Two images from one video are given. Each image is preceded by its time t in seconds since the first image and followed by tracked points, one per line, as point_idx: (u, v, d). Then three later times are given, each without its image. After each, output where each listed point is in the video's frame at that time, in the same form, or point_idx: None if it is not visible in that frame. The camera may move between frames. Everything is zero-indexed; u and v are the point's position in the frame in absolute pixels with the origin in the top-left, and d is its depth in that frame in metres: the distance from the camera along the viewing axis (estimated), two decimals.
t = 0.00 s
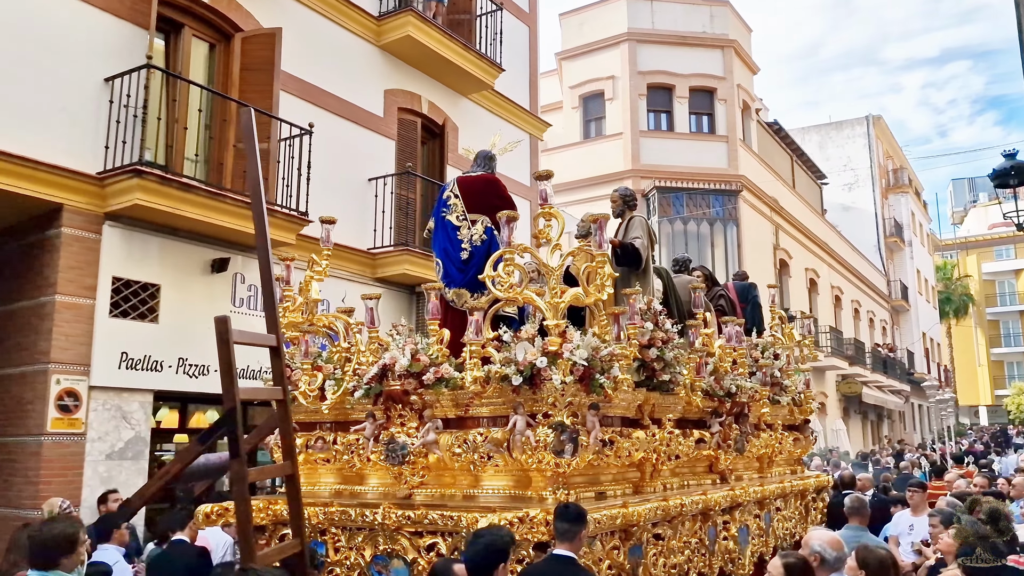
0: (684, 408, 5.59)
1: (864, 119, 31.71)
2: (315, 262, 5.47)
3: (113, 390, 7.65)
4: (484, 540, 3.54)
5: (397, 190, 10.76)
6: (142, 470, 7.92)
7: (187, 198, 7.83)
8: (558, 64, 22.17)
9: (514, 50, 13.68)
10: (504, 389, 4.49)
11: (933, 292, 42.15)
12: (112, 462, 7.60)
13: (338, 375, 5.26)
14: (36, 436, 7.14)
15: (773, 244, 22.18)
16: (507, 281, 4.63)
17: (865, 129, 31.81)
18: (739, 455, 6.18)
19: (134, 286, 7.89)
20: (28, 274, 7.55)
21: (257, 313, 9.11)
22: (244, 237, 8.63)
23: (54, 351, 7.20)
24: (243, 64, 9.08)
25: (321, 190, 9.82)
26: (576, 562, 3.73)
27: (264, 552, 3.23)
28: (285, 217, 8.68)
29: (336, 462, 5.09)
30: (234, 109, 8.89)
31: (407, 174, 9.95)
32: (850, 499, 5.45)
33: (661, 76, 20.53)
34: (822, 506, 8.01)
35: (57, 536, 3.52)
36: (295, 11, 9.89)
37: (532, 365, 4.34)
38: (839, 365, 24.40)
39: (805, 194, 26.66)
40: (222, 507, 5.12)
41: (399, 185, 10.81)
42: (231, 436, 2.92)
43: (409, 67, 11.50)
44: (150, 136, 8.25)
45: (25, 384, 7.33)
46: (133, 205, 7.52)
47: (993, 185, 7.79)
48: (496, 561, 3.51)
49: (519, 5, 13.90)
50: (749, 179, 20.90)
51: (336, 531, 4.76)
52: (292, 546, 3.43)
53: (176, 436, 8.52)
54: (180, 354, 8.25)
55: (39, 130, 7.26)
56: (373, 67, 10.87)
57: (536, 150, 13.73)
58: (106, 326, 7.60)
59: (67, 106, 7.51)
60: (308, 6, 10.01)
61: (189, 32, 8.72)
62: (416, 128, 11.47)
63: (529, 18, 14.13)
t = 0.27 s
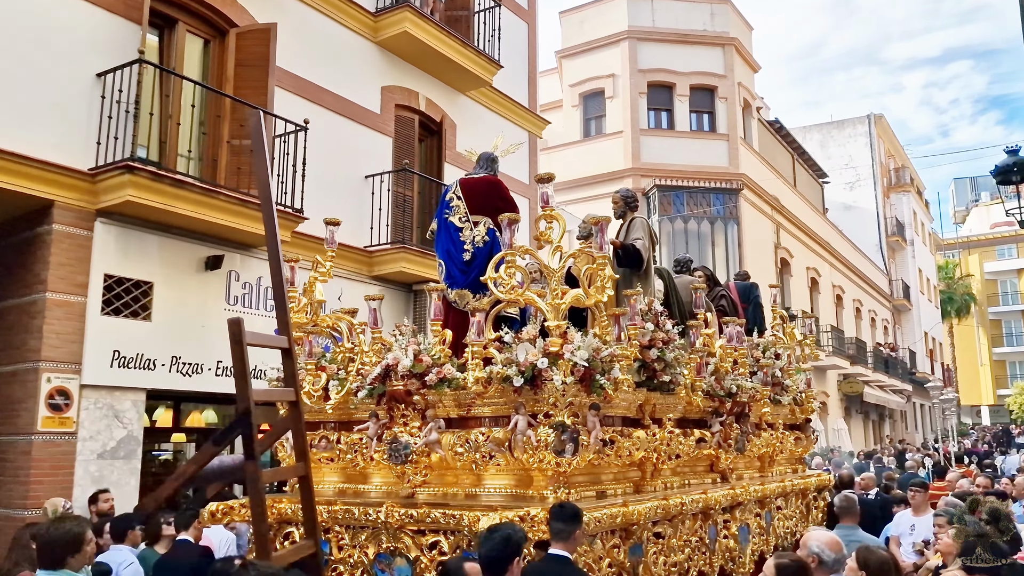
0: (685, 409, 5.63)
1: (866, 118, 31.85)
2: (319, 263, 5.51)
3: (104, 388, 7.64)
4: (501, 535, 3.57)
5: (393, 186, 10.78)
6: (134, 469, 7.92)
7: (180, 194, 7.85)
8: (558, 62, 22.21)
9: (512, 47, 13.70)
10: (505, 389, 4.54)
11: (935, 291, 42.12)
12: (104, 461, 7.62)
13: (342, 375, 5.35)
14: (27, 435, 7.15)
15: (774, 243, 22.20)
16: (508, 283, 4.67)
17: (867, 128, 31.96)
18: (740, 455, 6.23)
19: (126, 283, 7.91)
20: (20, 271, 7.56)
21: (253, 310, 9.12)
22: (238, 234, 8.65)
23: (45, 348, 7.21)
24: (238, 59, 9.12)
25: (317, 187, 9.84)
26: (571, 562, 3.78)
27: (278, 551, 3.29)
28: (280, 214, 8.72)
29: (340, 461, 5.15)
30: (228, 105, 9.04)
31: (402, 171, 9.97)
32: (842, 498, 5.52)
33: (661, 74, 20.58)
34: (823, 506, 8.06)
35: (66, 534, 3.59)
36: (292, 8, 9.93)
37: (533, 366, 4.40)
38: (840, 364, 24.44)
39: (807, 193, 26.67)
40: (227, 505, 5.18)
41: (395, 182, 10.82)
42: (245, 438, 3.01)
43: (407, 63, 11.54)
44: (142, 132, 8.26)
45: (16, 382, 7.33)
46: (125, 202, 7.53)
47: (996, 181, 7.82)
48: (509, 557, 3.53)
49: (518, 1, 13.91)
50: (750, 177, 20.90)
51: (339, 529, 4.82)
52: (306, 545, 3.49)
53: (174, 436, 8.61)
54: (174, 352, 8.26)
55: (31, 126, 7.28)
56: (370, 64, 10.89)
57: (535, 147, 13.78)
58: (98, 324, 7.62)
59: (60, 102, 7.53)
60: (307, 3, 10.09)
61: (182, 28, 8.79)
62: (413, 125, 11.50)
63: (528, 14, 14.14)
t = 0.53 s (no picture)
0: (681, 406, 5.66)
1: (867, 116, 31.80)
2: (318, 263, 5.57)
3: (91, 386, 7.65)
4: (496, 533, 3.67)
5: (387, 184, 10.87)
6: (122, 469, 7.93)
7: (169, 191, 7.87)
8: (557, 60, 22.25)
9: (509, 43, 13.72)
10: (501, 385, 4.59)
11: (936, 290, 42.11)
12: (91, 460, 7.64)
13: (340, 373, 5.36)
14: (13, 434, 7.15)
15: (774, 242, 22.24)
16: (504, 281, 4.71)
17: (868, 126, 31.92)
18: (737, 452, 6.26)
19: (115, 280, 7.92)
20: (7, 267, 7.56)
21: (244, 308, 9.14)
22: (227, 231, 8.67)
23: (30, 347, 7.22)
24: (229, 54, 9.16)
25: (310, 184, 9.86)
26: (563, 558, 3.82)
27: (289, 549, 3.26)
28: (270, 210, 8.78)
29: (338, 458, 5.19)
30: (218, 100, 9.06)
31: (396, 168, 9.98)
32: (829, 494, 5.57)
33: (660, 71, 20.62)
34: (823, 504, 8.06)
35: (62, 530, 3.65)
36: (287, 5, 9.98)
37: (528, 363, 4.45)
38: (839, 363, 24.47)
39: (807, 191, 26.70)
40: (226, 503, 5.21)
41: (390, 179, 10.96)
42: (257, 433, 3.07)
43: (402, 59, 11.59)
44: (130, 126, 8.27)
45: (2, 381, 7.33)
46: (113, 197, 7.55)
47: (996, 177, 7.84)
48: (505, 554, 3.62)
49: None
50: (750, 175, 20.91)
51: (338, 526, 4.86)
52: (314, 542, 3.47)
53: (169, 434, 8.72)
54: (163, 350, 8.27)
55: (19, 121, 7.30)
56: (364, 60, 10.93)
57: (533, 144, 13.83)
58: (86, 321, 7.63)
59: (48, 96, 7.55)
60: None
61: (173, 22, 8.78)
62: (408, 121, 11.58)
63: (525, 11, 14.16)
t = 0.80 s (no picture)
0: (681, 407, 5.66)
1: (868, 114, 31.71)
2: (317, 266, 5.57)
3: (77, 386, 7.63)
4: (482, 533, 3.63)
5: (382, 181, 10.88)
6: (110, 470, 7.91)
7: (157, 188, 7.84)
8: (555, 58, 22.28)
9: (504, 40, 13.70)
10: (499, 387, 4.60)
11: (937, 289, 42.10)
12: (78, 462, 7.62)
13: (339, 376, 5.38)
14: None
15: (774, 240, 22.24)
16: (501, 284, 4.72)
17: (868, 125, 31.79)
18: (737, 453, 6.26)
19: (102, 279, 7.90)
20: None
21: (235, 307, 9.13)
22: (217, 228, 8.64)
23: (15, 347, 7.19)
24: (219, 50, 9.19)
25: (304, 181, 9.87)
26: (564, 560, 3.83)
27: (294, 551, 3.26)
28: (260, 208, 8.75)
29: (338, 461, 5.19)
30: (209, 97, 9.07)
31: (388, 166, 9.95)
32: (825, 495, 5.55)
33: (660, 69, 20.59)
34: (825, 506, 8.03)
35: (57, 528, 3.65)
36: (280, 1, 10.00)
37: (526, 365, 4.47)
38: (839, 363, 24.46)
39: (807, 190, 26.68)
40: (227, 505, 5.27)
41: (385, 176, 10.97)
42: (265, 431, 3.07)
43: (397, 56, 11.60)
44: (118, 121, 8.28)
45: None
46: (99, 194, 7.52)
47: (996, 174, 7.84)
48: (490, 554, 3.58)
49: None
50: (750, 174, 20.90)
51: (338, 528, 4.87)
52: (317, 547, 3.43)
53: (163, 434, 8.71)
54: (152, 350, 8.24)
55: (5, 117, 7.30)
56: (358, 57, 10.95)
57: (530, 141, 13.85)
58: (72, 320, 7.61)
59: (34, 92, 7.54)
60: None
61: (162, 18, 8.82)
62: (403, 118, 11.59)
63: (522, 8, 14.14)
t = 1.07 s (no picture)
0: (688, 407, 5.66)
1: (868, 112, 31.77)
2: (325, 266, 5.59)
3: (65, 385, 7.59)
4: (474, 532, 3.57)
5: (377, 178, 10.82)
6: (99, 469, 7.88)
7: (147, 184, 7.78)
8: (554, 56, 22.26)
9: (501, 35, 13.64)
10: (507, 388, 4.59)
11: (939, 288, 42.10)
12: (66, 461, 7.60)
13: (347, 377, 5.39)
14: None
15: (774, 239, 22.25)
16: (508, 285, 4.72)
17: (869, 123, 31.84)
18: (744, 453, 6.26)
19: (91, 276, 7.87)
20: None
21: (226, 305, 9.09)
22: (207, 224, 8.58)
23: (3, 345, 7.14)
24: (212, 45, 9.15)
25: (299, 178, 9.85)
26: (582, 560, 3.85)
27: (300, 550, 3.28)
28: (251, 204, 8.69)
29: (345, 461, 5.21)
30: (201, 93, 9.01)
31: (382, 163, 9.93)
32: (833, 496, 5.48)
33: (659, 67, 20.59)
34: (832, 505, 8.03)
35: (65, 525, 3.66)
36: None
37: (533, 366, 4.46)
38: (841, 362, 24.48)
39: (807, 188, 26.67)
40: (235, 505, 5.24)
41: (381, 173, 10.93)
42: (270, 434, 3.09)
43: (392, 52, 11.58)
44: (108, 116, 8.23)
45: None
46: (86, 190, 7.47)
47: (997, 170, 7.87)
48: (481, 553, 3.52)
49: None
50: (750, 172, 20.87)
51: (346, 529, 4.87)
52: (322, 547, 3.47)
53: (159, 433, 8.69)
54: (142, 348, 8.18)
55: None
56: (352, 52, 10.93)
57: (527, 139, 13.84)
58: (60, 317, 7.54)
59: (22, 87, 7.50)
60: None
61: (153, 14, 8.70)
62: (398, 115, 11.52)
63: (519, 4, 14.13)
